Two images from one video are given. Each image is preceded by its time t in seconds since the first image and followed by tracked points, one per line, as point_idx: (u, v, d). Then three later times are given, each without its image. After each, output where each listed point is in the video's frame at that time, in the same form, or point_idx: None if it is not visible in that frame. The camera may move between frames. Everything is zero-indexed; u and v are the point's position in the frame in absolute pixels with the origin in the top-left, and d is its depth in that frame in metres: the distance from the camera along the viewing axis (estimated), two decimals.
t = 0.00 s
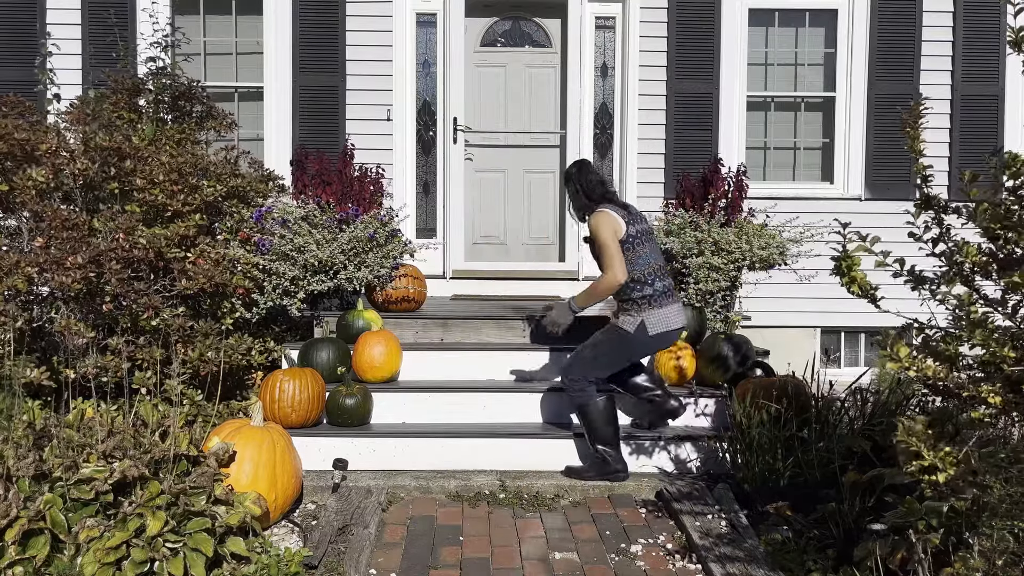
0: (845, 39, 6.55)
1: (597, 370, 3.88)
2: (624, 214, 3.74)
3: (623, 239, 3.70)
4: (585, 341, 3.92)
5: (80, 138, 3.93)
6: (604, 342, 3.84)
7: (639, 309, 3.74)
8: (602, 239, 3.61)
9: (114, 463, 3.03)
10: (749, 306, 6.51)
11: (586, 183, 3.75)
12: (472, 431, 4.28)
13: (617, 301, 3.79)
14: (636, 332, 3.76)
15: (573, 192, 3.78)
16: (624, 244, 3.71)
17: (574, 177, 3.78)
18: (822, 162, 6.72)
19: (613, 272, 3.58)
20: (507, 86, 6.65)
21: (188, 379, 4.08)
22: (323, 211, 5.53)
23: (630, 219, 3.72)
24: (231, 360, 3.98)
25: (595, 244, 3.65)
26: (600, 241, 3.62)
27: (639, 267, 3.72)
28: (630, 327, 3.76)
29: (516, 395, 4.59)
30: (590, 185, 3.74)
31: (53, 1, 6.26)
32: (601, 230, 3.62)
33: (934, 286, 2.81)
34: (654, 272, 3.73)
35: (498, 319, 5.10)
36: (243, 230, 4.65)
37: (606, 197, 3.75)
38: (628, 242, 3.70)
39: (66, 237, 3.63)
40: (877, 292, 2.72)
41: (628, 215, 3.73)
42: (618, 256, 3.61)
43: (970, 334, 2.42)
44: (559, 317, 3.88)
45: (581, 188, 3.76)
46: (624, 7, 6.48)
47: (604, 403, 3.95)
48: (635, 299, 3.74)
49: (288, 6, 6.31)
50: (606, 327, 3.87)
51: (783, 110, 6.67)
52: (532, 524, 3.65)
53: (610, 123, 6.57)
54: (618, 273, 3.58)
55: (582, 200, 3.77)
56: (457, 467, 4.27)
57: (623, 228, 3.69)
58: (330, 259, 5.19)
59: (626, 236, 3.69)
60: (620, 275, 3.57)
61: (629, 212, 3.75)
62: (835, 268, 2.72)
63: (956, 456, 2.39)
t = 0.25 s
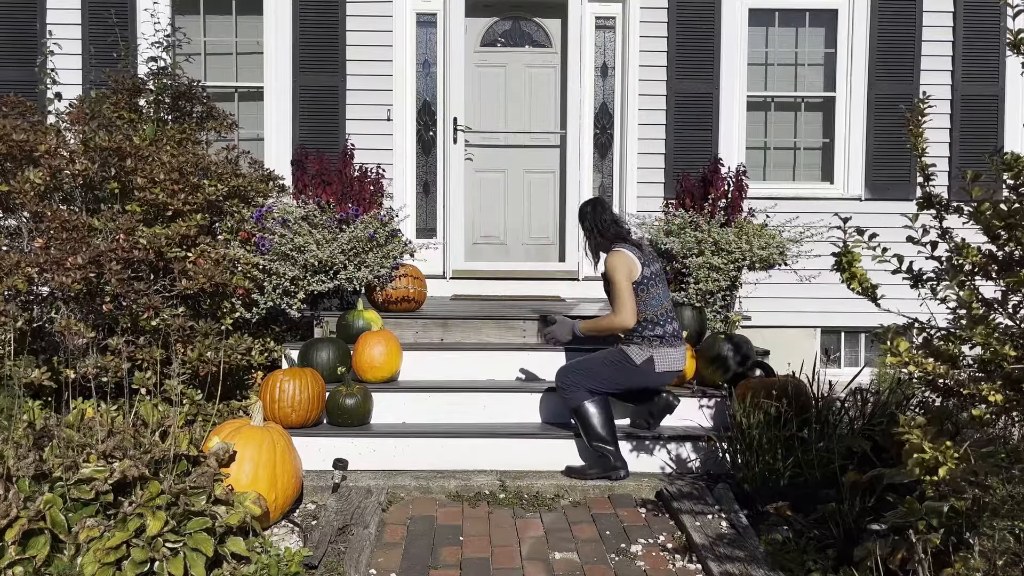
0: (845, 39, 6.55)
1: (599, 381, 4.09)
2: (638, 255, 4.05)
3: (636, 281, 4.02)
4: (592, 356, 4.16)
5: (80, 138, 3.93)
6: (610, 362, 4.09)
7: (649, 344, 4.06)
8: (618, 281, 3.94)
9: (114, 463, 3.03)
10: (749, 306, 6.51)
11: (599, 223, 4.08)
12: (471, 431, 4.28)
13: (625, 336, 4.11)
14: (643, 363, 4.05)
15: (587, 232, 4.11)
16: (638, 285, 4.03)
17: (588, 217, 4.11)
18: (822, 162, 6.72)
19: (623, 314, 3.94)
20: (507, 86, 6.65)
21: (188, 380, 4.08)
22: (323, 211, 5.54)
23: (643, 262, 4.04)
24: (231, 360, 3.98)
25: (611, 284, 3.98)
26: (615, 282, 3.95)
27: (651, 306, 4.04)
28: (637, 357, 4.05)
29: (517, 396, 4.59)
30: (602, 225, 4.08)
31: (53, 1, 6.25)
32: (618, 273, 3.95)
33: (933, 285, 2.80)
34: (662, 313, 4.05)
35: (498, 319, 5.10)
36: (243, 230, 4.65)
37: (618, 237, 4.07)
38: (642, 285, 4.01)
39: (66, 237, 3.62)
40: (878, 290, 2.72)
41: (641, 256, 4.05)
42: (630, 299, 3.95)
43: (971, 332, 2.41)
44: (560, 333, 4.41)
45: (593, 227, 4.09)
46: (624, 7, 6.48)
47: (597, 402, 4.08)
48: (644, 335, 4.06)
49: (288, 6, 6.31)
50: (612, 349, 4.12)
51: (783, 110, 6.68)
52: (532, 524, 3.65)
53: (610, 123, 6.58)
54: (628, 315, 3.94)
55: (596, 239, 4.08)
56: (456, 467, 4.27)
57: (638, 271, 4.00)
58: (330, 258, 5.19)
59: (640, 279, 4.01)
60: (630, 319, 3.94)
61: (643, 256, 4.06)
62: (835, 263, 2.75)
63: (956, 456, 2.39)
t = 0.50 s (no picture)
0: (845, 39, 6.55)
1: (604, 381, 4.12)
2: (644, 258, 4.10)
3: (643, 284, 4.07)
4: (600, 356, 4.18)
5: (80, 138, 3.93)
6: (616, 363, 4.11)
7: (654, 346, 4.11)
8: (627, 285, 3.96)
9: (114, 463, 3.03)
10: (749, 306, 6.51)
11: (607, 226, 4.14)
12: (471, 430, 4.28)
13: (630, 338, 4.16)
14: (648, 365, 4.07)
15: (594, 234, 4.18)
16: (644, 289, 4.07)
17: (596, 220, 4.18)
18: (822, 162, 6.72)
19: (632, 317, 3.97)
20: (507, 86, 6.64)
21: (188, 379, 4.08)
22: (323, 211, 5.54)
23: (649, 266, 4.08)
24: (231, 359, 3.97)
25: (619, 288, 4.00)
26: (622, 286, 3.98)
27: (657, 309, 4.09)
28: (642, 359, 4.07)
29: (517, 395, 4.59)
30: (609, 228, 4.14)
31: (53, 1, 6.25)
32: (626, 276, 3.97)
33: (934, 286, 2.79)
34: (666, 316, 4.11)
35: (498, 319, 5.10)
36: (243, 230, 4.65)
37: (624, 241, 4.13)
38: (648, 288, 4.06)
39: (65, 236, 3.64)
40: (881, 288, 2.72)
41: (647, 259, 4.09)
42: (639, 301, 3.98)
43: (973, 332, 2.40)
44: (571, 335, 4.83)
45: (601, 230, 4.16)
46: (624, 7, 6.48)
47: (601, 402, 4.10)
48: (649, 337, 4.11)
49: (288, 6, 6.31)
50: (619, 350, 4.14)
51: (783, 110, 6.68)
52: (532, 524, 3.65)
53: (610, 123, 6.58)
54: (636, 318, 3.97)
55: (605, 243, 4.16)
56: (456, 467, 4.27)
57: (644, 274, 4.03)
58: (330, 258, 5.19)
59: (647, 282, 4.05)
60: (638, 322, 3.96)
61: (649, 260, 4.09)
62: (841, 258, 2.74)
63: (956, 457, 2.39)
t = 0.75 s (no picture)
0: (845, 39, 6.55)
1: (607, 381, 4.11)
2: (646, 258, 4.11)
3: (646, 284, 4.07)
4: (603, 356, 4.16)
5: (81, 138, 3.93)
6: (619, 363, 4.10)
7: (657, 346, 4.11)
8: (632, 285, 3.96)
9: (114, 463, 3.03)
10: (749, 306, 6.51)
11: (610, 227, 4.15)
12: (471, 430, 4.28)
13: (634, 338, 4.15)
14: (652, 364, 4.07)
15: (597, 235, 4.19)
16: (647, 289, 4.08)
17: (599, 221, 4.18)
18: (822, 162, 6.72)
19: (637, 317, 3.97)
20: (507, 86, 6.64)
21: (188, 379, 4.08)
22: (323, 211, 5.54)
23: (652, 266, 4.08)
24: (231, 359, 3.97)
25: (623, 288, 4.00)
26: (627, 287, 3.97)
27: (661, 309, 4.09)
28: (646, 358, 4.07)
29: (518, 396, 4.59)
30: (612, 229, 4.14)
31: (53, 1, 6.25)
32: (631, 276, 3.98)
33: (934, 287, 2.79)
34: (669, 316, 4.11)
35: (498, 319, 5.10)
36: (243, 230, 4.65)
37: (626, 242, 4.13)
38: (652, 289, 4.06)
39: (65, 236, 3.63)
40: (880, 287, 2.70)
41: (650, 259, 4.10)
42: (643, 302, 3.98)
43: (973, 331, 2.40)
44: (577, 336, 4.71)
45: (603, 231, 4.16)
46: (624, 7, 6.48)
47: (602, 402, 4.11)
48: (652, 337, 4.12)
49: (288, 6, 6.31)
50: (623, 349, 4.13)
51: (783, 110, 6.67)
52: (532, 524, 3.65)
53: (610, 123, 6.58)
54: (641, 318, 3.97)
55: (608, 244, 4.16)
56: (456, 467, 4.27)
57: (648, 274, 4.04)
58: (330, 258, 5.18)
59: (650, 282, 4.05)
60: (643, 322, 3.97)
61: (652, 260, 4.10)
62: (840, 256, 2.71)
63: (957, 458, 2.39)
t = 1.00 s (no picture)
0: (845, 39, 6.55)
1: (607, 381, 4.11)
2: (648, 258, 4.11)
3: (648, 283, 4.08)
4: (604, 356, 4.16)
5: (81, 138, 3.93)
6: (620, 362, 4.10)
7: (658, 345, 4.12)
8: (634, 284, 3.98)
9: (114, 463, 3.03)
10: (750, 306, 6.51)
11: (612, 227, 4.15)
12: (471, 430, 4.28)
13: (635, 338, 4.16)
14: (653, 363, 4.07)
15: (599, 235, 4.19)
16: (649, 289, 4.08)
17: (601, 221, 4.18)
18: (822, 162, 6.72)
19: (639, 316, 3.98)
20: (507, 86, 6.65)
21: (188, 379, 4.08)
22: (323, 211, 5.54)
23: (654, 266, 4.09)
24: (231, 359, 3.97)
25: (624, 287, 4.01)
26: (629, 286, 3.99)
27: (661, 309, 4.09)
28: (647, 357, 4.07)
29: (518, 396, 4.59)
30: (614, 228, 4.14)
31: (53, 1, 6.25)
32: (632, 275, 3.99)
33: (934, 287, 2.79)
34: (670, 315, 4.11)
35: (498, 319, 5.10)
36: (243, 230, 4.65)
37: (629, 241, 4.14)
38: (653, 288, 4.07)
39: (66, 237, 3.62)
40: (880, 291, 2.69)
41: (651, 259, 4.10)
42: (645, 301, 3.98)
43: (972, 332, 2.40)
44: (577, 335, 4.80)
45: (605, 230, 4.16)
46: (624, 7, 6.48)
47: (602, 402, 4.10)
48: (653, 336, 4.12)
49: (288, 7, 6.32)
50: (624, 349, 4.13)
51: (783, 110, 6.67)
52: (532, 524, 3.65)
53: (610, 123, 6.58)
54: (642, 317, 3.97)
55: (610, 243, 4.16)
56: (456, 467, 4.27)
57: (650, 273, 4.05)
58: (330, 258, 5.18)
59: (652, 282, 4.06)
60: (646, 321, 3.97)
61: (654, 260, 4.11)
62: (837, 265, 2.72)
63: (957, 458, 2.39)
